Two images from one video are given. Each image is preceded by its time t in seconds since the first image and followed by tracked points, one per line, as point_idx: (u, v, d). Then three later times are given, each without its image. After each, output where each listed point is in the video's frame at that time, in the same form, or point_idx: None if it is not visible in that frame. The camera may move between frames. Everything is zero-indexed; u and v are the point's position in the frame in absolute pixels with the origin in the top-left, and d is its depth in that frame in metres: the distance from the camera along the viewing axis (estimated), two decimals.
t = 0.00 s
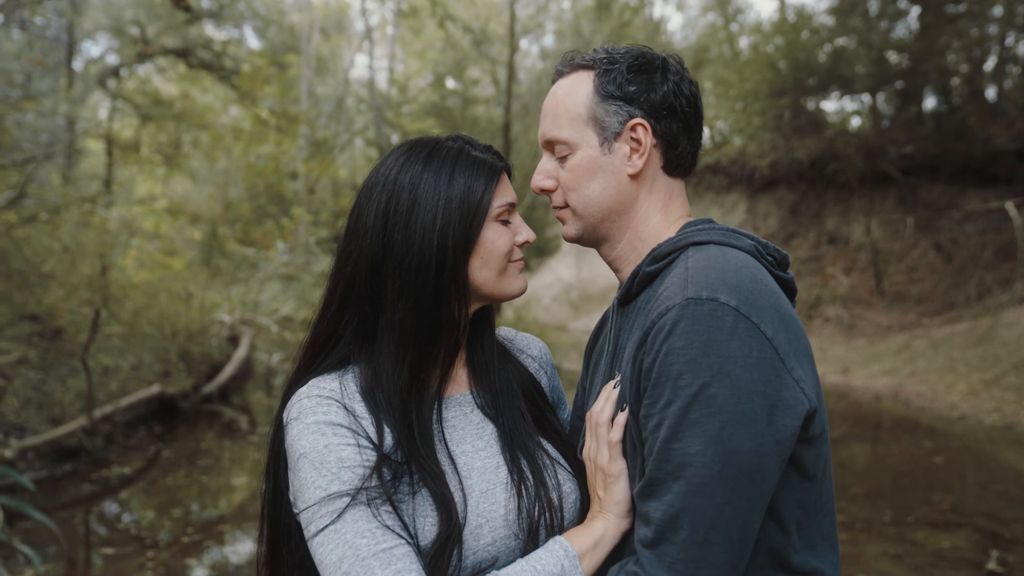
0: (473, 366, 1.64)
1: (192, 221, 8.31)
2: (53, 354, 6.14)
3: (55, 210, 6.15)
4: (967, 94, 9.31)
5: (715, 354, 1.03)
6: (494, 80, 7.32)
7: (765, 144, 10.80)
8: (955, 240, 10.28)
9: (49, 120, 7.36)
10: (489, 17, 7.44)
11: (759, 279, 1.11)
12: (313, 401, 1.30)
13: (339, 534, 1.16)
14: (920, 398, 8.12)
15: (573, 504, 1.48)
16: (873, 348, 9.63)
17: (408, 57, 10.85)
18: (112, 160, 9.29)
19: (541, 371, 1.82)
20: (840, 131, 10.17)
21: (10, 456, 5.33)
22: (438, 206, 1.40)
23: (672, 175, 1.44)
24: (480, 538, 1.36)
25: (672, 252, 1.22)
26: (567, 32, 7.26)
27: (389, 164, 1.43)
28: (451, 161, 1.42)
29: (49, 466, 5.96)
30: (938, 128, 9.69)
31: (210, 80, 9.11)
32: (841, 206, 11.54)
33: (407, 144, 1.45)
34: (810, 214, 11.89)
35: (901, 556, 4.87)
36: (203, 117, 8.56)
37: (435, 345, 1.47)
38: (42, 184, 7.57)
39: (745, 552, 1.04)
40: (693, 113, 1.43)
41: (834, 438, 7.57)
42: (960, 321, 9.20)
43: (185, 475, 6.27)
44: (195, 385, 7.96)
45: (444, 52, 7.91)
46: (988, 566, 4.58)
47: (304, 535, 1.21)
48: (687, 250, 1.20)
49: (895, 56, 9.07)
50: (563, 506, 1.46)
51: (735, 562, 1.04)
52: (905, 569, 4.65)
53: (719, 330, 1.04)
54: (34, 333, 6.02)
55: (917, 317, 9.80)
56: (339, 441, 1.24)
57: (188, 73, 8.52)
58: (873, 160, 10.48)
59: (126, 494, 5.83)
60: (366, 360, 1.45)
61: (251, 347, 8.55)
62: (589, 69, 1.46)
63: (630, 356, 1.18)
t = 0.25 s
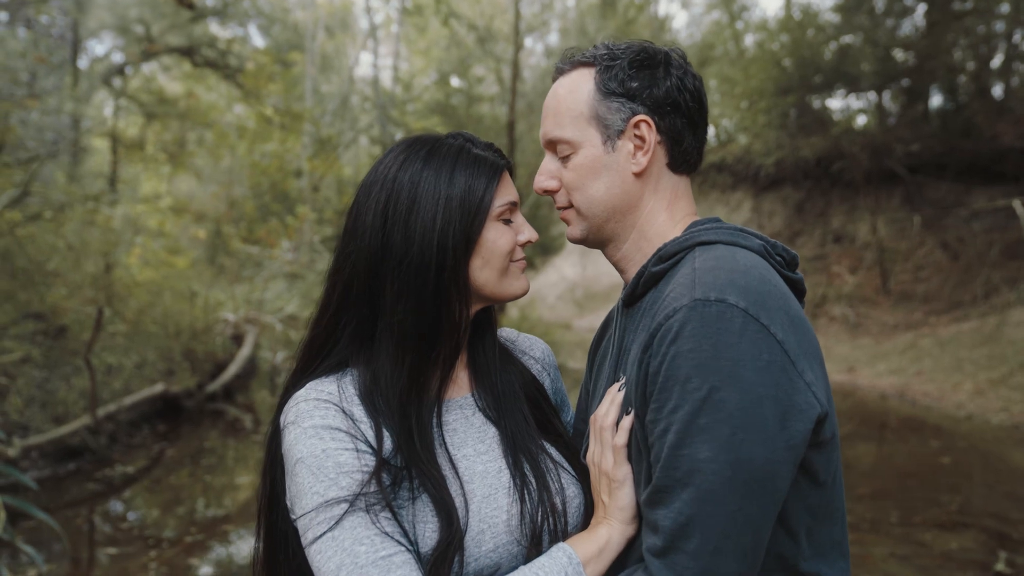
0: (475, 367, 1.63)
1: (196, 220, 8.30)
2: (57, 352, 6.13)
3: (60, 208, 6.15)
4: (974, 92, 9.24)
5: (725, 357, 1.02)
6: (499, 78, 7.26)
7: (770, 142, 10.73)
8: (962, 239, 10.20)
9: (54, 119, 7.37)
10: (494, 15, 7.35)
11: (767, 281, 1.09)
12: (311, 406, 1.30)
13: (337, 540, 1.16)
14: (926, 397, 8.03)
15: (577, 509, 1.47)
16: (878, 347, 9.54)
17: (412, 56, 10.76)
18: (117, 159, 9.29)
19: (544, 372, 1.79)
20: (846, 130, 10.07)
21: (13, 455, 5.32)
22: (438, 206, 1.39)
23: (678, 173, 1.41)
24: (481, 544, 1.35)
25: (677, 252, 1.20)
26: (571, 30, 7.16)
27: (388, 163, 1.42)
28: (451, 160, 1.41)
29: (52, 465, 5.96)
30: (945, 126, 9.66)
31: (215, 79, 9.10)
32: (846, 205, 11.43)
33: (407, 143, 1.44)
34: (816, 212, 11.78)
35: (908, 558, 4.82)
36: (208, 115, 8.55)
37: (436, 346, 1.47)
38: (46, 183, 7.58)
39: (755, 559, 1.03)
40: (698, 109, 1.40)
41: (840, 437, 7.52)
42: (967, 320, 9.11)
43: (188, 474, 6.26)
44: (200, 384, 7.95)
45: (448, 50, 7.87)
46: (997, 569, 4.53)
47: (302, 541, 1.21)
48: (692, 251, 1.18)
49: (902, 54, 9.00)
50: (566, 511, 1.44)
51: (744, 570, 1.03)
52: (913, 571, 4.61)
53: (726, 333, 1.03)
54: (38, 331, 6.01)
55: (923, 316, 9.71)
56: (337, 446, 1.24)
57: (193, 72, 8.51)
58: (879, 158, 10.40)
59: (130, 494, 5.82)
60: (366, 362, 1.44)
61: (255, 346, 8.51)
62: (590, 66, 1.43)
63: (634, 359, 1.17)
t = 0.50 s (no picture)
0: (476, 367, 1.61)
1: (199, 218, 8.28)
2: (61, 350, 6.14)
3: (63, 207, 6.16)
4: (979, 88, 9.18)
5: (732, 357, 1.00)
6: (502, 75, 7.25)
7: (775, 139, 10.67)
8: (967, 236, 10.12)
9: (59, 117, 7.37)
10: (498, 13, 7.31)
11: (775, 279, 1.08)
12: (308, 407, 1.29)
13: (335, 545, 1.17)
14: (931, 395, 7.98)
15: (580, 512, 1.45)
16: (883, 344, 9.45)
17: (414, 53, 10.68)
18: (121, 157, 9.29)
19: (546, 372, 1.77)
20: (850, 127, 10.00)
21: (16, 453, 5.33)
22: (438, 203, 1.37)
23: (682, 168, 1.38)
24: (483, 548, 1.34)
25: (682, 250, 1.18)
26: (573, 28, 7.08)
27: (386, 160, 1.40)
28: (451, 156, 1.40)
29: (55, 463, 5.97)
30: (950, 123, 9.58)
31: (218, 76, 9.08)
32: (850, 202, 11.31)
33: (405, 139, 1.42)
34: (819, 210, 11.62)
35: (915, 558, 4.79)
36: (211, 113, 8.53)
37: (437, 346, 1.45)
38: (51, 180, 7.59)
39: (762, 564, 1.01)
40: (701, 102, 1.38)
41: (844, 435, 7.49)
42: (972, 317, 9.03)
43: (192, 472, 6.26)
44: (203, 381, 7.94)
45: (451, 47, 7.83)
46: (1004, 568, 4.49)
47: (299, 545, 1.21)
48: (697, 249, 1.16)
49: (906, 50, 8.92)
50: (569, 514, 1.43)
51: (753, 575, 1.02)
52: (919, 571, 4.57)
53: (734, 334, 1.01)
54: (41, 329, 6.02)
55: (928, 313, 9.63)
56: (335, 448, 1.24)
57: (197, 69, 8.49)
58: (883, 156, 10.32)
59: (133, 492, 5.81)
60: (365, 363, 1.43)
61: (260, 344, 8.49)
62: (590, 62, 1.41)
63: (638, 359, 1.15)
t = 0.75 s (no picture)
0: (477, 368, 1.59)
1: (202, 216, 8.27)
2: (64, 348, 6.15)
3: (66, 206, 5.93)
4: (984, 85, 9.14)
5: (740, 359, 0.99)
6: (505, 73, 7.23)
7: (779, 137, 10.62)
8: (971, 234, 10.04)
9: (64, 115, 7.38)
10: (500, 10, 7.28)
11: (784, 279, 1.05)
12: (306, 409, 1.28)
13: (332, 550, 1.16)
14: (937, 394, 7.94)
15: (583, 516, 1.43)
16: (887, 343, 9.37)
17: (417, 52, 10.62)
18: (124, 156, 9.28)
19: (549, 373, 1.75)
20: (855, 125, 9.97)
21: (18, 452, 5.33)
22: (437, 202, 1.35)
23: (687, 164, 1.36)
24: (484, 553, 1.32)
25: (688, 249, 1.16)
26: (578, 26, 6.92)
27: (384, 157, 1.38)
28: (451, 153, 1.38)
29: (58, 462, 6.01)
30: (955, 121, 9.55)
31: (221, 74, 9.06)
32: (855, 200, 11.21)
33: (404, 136, 1.40)
34: (823, 208, 11.56)
35: (920, 558, 4.77)
36: (214, 111, 8.52)
37: (438, 346, 1.43)
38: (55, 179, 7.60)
39: (770, 570, 1.00)
40: (705, 96, 1.35)
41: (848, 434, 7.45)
42: (977, 315, 8.97)
43: (195, 471, 6.26)
44: (206, 380, 7.94)
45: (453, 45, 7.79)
46: (1010, 568, 4.46)
47: (296, 550, 1.21)
48: (704, 248, 1.14)
49: (911, 48, 8.87)
50: (573, 517, 1.41)
51: None
52: (924, 571, 4.54)
53: (742, 335, 0.99)
54: (44, 328, 6.02)
55: (933, 311, 9.55)
56: (332, 451, 1.23)
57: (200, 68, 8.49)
58: (888, 154, 10.24)
59: (136, 490, 5.83)
60: (364, 364, 1.42)
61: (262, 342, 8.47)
62: (590, 58, 1.39)
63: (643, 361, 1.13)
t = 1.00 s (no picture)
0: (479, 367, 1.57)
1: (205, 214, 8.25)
2: (66, 345, 6.14)
3: (68, 203, 5.90)
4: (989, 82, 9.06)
5: (749, 361, 0.97)
6: (508, 71, 7.18)
7: (783, 135, 10.56)
8: (976, 232, 9.98)
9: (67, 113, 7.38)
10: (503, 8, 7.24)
11: (793, 278, 1.04)
12: (304, 411, 1.26)
13: (330, 555, 1.14)
14: (941, 392, 7.90)
15: (588, 519, 1.41)
16: (891, 341, 9.31)
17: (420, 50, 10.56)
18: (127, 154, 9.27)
19: (552, 373, 1.72)
20: (859, 123, 9.96)
21: (21, 450, 5.33)
22: (438, 199, 1.33)
23: (693, 160, 1.34)
24: (486, 557, 1.30)
25: (694, 249, 1.14)
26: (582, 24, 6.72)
27: (384, 154, 1.36)
28: (452, 150, 1.36)
29: (60, 460, 5.98)
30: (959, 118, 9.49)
31: (224, 72, 9.03)
32: (859, 198, 11.16)
33: (405, 133, 1.38)
34: (827, 206, 11.52)
35: (925, 557, 4.74)
36: (217, 109, 8.48)
37: (441, 346, 1.42)
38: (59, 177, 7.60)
39: None
40: (710, 90, 1.33)
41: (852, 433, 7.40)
42: (982, 314, 8.90)
43: (197, 469, 6.26)
44: (209, 377, 7.92)
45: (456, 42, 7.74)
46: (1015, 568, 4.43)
47: (294, 554, 1.19)
48: (710, 247, 1.12)
49: (915, 45, 8.83)
50: (577, 522, 1.39)
51: None
52: (928, 571, 4.51)
53: (751, 336, 0.98)
54: (46, 325, 6.01)
55: (937, 309, 9.49)
56: (330, 454, 1.21)
57: (203, 65, 8.46)
58: (893, 151, 10.22)
59: (139, 488, 5.83)
60: (365, 364, 1.40)
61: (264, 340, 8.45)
62: (591, 55, 1.37)
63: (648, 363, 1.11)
